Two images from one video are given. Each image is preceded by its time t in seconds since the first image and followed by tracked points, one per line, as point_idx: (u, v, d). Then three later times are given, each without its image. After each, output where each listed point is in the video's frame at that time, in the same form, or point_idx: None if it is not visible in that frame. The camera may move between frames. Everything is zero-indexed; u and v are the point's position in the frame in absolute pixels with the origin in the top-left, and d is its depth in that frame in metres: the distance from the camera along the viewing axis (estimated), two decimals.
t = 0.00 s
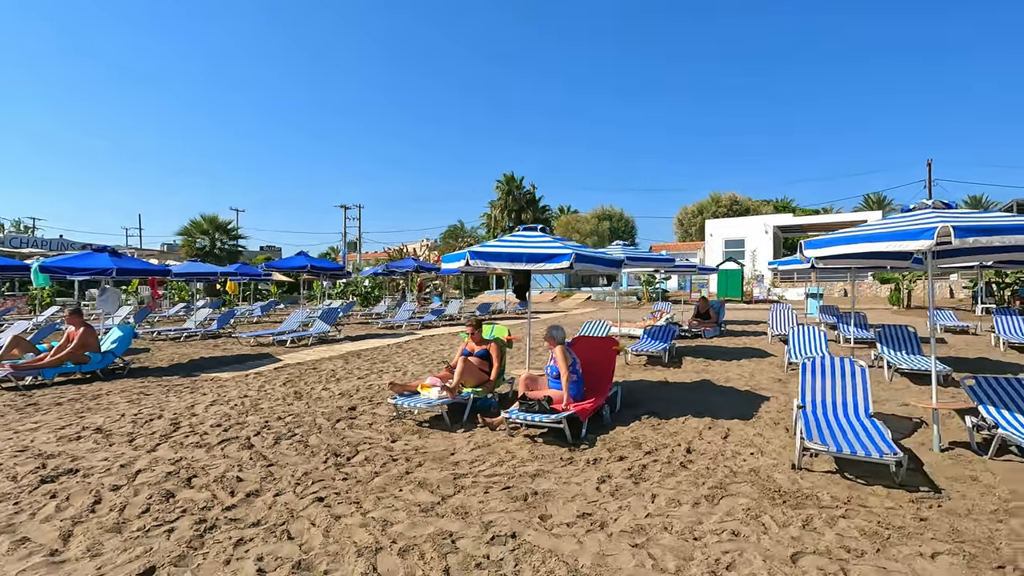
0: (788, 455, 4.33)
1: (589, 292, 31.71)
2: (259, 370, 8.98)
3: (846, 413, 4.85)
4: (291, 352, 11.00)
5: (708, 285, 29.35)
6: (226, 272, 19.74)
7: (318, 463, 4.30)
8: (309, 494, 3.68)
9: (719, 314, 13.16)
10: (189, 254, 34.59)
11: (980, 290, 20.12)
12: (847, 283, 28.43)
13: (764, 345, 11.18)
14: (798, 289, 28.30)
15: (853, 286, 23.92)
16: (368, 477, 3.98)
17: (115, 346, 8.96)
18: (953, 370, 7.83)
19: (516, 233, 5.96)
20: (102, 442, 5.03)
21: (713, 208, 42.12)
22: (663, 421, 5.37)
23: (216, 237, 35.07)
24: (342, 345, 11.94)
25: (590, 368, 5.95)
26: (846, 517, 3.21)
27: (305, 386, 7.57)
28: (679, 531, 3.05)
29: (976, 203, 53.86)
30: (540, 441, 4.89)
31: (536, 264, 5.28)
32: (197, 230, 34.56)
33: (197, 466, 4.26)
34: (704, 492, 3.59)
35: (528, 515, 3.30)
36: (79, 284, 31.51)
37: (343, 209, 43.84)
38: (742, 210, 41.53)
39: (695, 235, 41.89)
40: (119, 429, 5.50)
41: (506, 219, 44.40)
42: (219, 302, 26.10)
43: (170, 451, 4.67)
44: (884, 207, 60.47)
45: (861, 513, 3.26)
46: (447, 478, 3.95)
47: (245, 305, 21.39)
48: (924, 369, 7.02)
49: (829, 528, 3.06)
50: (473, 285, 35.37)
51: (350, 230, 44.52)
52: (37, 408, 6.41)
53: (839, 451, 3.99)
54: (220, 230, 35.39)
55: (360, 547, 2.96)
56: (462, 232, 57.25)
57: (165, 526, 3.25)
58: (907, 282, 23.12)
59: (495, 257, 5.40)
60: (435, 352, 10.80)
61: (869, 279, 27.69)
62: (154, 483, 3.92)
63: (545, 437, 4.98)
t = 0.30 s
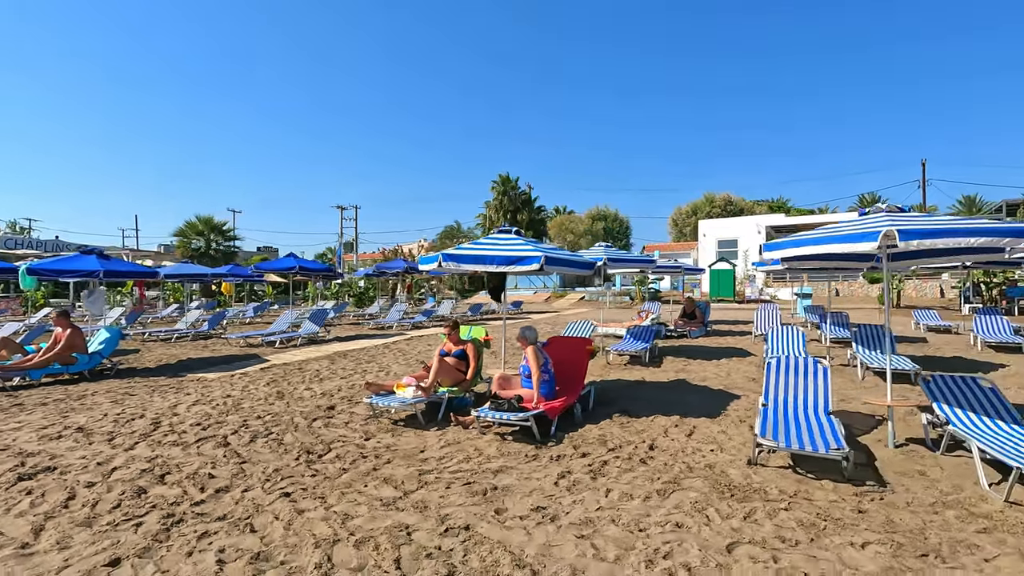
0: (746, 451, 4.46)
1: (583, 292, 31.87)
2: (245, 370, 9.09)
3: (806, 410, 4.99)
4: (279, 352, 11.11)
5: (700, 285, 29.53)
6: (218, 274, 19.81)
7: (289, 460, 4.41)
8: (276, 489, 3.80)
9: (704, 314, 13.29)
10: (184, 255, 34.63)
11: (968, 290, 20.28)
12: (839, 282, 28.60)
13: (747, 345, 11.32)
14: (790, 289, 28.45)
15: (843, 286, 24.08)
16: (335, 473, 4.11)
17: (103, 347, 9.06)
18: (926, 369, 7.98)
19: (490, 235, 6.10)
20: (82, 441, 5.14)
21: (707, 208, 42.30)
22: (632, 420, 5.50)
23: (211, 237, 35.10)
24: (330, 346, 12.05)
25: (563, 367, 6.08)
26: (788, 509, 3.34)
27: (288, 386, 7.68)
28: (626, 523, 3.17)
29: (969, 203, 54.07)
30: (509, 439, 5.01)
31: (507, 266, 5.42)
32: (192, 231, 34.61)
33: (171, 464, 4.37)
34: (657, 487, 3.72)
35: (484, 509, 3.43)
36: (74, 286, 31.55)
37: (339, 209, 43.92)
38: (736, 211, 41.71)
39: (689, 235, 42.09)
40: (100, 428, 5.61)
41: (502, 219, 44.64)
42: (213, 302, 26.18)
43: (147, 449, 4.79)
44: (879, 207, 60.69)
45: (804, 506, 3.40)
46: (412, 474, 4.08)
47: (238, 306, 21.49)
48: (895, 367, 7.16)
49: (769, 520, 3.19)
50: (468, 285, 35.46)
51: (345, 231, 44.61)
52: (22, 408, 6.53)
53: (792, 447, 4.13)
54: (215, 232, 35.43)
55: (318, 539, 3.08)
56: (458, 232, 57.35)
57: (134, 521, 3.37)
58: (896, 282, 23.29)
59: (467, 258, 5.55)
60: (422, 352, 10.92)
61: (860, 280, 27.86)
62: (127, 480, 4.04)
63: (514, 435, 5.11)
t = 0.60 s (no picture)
0: (712, 445, 4.62)
1: (581, 292, 32.00)
2: (239, 368, 9.28)
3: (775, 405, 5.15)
4: (274, 351, 11.31)
5: (698, 285, 29.64)
6: (218, 274, 20.05)
7: (272, 453, 4.60)
8: (257, 479, 3.98)
9: (696, 314, 13.43)
10: (186, 256, 34.91)
11: (963, 289, 20.32)
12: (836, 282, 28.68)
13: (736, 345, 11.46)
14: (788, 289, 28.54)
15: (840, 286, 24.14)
16: (315, 465, 4.29)
17: (101, 346, 9.26)
18: (906, 367, 8.11)
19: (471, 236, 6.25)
20: (77, 435, 5.33)
21: (706, 209, 42.42)
22: (609, 415, 5.66)
23: (213, 238, 35.37)
24: (325, 345, 12.24)
25: (544, 365, 6.24)
26: (741, 499, 3.49)
27: (280, 384, 7.87)
28: (584, 511, 3.34)
29: (971, 203, 53.96)
30: (487, 433, 5.17)
31: (488, 266, 5.59)
32: (194, 232, 34.87)
33: (159, 457, 4.56)
34: (620, 478, 3.88)
35: (451, 498, 3.60)
36: (78, 286, 31.88)
37: (341, 210, 44.19)
38: (735, 211, 41.83)
39: (689, 236, 42.18)
40: (95, 423, 5.81)
41: (502, 220, 44.86)
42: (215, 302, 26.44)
43: (137, 443, 4.98)
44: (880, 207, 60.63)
45: (756, 495, 3.56)
46: (388, 466, 4.25)
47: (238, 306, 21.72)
48: (874, 366, 7.29)
49: (721, 508, 3.35)
50: (468, 285, 35.67)
51: (347, 231, 44.87)
52: (21, 404, 6.73)
53: (754, 441, 4.28)
54: (217, 232, 35.70)
55: (292, 525, 3.25)
56: (459, 233, 57.56)
57: (120, 508, 3.56)
58: (892, 282, 23.34)
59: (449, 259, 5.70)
60: (414, 351, 11.09)
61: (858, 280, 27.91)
62: (115, 471, 4.22)
63: (492, 430, 5.27)
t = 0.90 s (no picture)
0: (677, 442, 4.76)
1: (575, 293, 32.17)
2: (227, 368, 9.40)
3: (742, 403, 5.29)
4: (263, 351, 11.42)
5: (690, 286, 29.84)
6: (211, 274, 20.14)
7: (249, 449, 4.72)
8: (231, 474, 4.11)
9: (682, 315, 13.59)
10: (181, 256, 34.93)
11: (950, 290, 20.53)
12: (827, 283, 28.92)
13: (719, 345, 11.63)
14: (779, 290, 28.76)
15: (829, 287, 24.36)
16: (290, 460, 4.42)
17: (89, 346, 9.35)
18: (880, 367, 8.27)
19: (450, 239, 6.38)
20: (60, 433, 5.45)
21: (700, 210, 42.64)
22: (582, 413, 5.80)
23: (208, 238, 35.41)
24: (314, 345, 12.37)
25: (522, 365, 6.37)
26: (695, 491, 3.64)
27: (265, 383, 8.00)
28: (542, 503, 3.47)
29: (963, 204, 54.27)
30: (461, 431, 5.30)
31: (463, 268, 5.73)
32: (189, 233, 34.88)
33: (138, 453, 4.68)
34: (582, 473, 4.02)
35: (417, 491, 3.73)
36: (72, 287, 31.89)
37: (336, 211, 44.28)
38: (728, 212, 42.10)
39: (682, 236, 42.40)
40: (78, 421, 5.92)
41: (497, 220, 45.01)
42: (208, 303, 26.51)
43: (118, 441, 5.09)
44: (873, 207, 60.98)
45: (710, 489, 3.70)
46: (360, 462, 4.38)
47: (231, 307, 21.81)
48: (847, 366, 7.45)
49: (673, 500, 3.49)
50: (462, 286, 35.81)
51: (342, 233, 44.94)
52: (8, 403, 6.83)
53: (715, 437, 4.42)
54: (211, 233, 35.73)
55: (261, 517, 3.38)
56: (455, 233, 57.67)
57: (96, 501, 3.68)
58: (881, 283, 23.56)
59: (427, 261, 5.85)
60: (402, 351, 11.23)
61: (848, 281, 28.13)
62: (94, 467, 4.34)
63: (466, 428, 5.39)
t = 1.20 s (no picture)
0: (641, 434, 4.87)
1: (570, 290, 32.27)
2: (213, 364, 9.49)
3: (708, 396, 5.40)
4: (252, 347, 11.52)
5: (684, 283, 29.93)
6: (204, 271, 20.22)
7: (222, 441, 4.82)
8: (201, 464, 4.21)
9: (669, 312, 13.70)
10: (178, 254, 35.00)
11: (940, 288, 20.60)
12: (820, 281, 29.04)
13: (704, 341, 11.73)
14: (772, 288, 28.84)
15: (822, 284, 24.43)
16: (260, 451, 4.52)
17: (77, 341, 9.43)
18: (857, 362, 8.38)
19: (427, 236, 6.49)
20: (42, 425, 5.56)
21: (696, 208, 42.69)
22: (554, 407, 5.90)
23: (204, 236, 35.46)
24: (304, 341, 12.48)
25: (498, 359, 6.47)
26: (649, 480, 3.74)
27: (249, 378, 8.10)
28: (498, 491, 3.58)
29: (959, 202, 54.28)
30: (434, 424, 5.41)
31: (437, 264, 5.84)
32: (185, 230, 34.94)
33: (113, 445, 4.78)
34: (543, 463, 4.13)
35: (379, 480, 3.84)
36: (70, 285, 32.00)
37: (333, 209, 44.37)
38: (724, 210, 42.19)
39: (678, 234, 42.47)
40: (60, 414, 6.02)
41: (494, 218, 45.09)
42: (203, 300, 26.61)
43: (95, 433, 5.19)
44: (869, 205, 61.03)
45: (664, 478, 3.80)
46: (329, 453, 4.49)
47: (226, 304, 21.92)
48: (822, 361, 7.55)
49: (626, 488, 3.59)
50: (458, 284, 35.93)
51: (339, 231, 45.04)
52: None
53: (676, 429, 4.53)
54: (207, 230, 35.79)
55: (224, 504, 3.48)
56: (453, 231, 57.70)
57: (66, 490, 3.78)
58: (873, 280, 23.58)
59: (402, 257, 5.96)
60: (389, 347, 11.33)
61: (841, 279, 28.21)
62: (69, 458, 4.44)
63: (440, 421, 5.50)
